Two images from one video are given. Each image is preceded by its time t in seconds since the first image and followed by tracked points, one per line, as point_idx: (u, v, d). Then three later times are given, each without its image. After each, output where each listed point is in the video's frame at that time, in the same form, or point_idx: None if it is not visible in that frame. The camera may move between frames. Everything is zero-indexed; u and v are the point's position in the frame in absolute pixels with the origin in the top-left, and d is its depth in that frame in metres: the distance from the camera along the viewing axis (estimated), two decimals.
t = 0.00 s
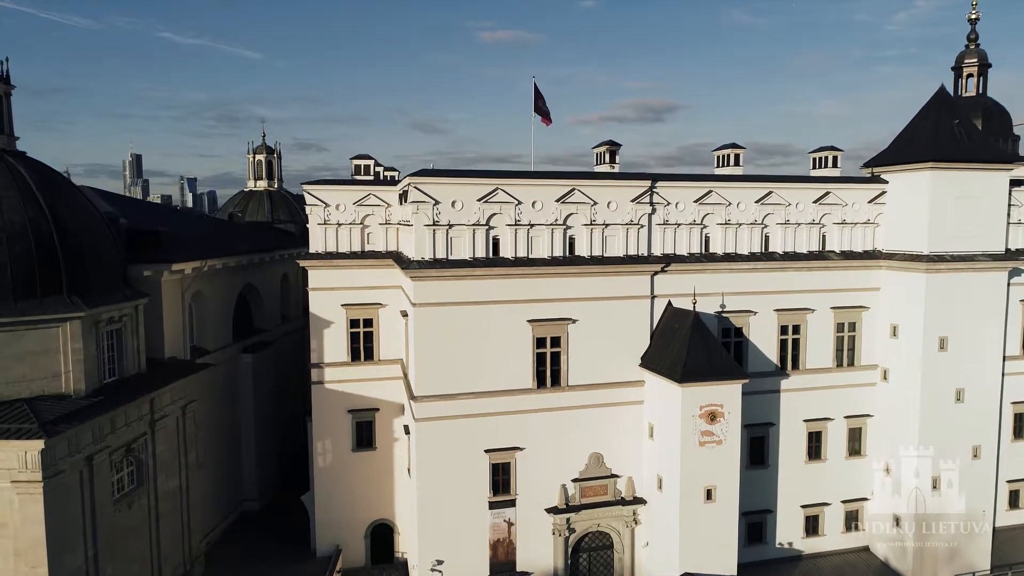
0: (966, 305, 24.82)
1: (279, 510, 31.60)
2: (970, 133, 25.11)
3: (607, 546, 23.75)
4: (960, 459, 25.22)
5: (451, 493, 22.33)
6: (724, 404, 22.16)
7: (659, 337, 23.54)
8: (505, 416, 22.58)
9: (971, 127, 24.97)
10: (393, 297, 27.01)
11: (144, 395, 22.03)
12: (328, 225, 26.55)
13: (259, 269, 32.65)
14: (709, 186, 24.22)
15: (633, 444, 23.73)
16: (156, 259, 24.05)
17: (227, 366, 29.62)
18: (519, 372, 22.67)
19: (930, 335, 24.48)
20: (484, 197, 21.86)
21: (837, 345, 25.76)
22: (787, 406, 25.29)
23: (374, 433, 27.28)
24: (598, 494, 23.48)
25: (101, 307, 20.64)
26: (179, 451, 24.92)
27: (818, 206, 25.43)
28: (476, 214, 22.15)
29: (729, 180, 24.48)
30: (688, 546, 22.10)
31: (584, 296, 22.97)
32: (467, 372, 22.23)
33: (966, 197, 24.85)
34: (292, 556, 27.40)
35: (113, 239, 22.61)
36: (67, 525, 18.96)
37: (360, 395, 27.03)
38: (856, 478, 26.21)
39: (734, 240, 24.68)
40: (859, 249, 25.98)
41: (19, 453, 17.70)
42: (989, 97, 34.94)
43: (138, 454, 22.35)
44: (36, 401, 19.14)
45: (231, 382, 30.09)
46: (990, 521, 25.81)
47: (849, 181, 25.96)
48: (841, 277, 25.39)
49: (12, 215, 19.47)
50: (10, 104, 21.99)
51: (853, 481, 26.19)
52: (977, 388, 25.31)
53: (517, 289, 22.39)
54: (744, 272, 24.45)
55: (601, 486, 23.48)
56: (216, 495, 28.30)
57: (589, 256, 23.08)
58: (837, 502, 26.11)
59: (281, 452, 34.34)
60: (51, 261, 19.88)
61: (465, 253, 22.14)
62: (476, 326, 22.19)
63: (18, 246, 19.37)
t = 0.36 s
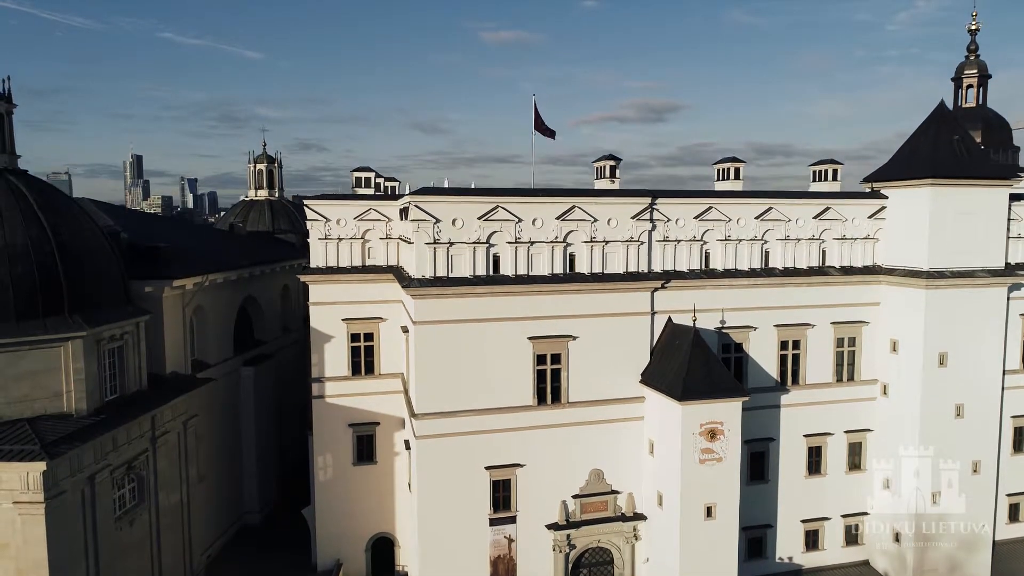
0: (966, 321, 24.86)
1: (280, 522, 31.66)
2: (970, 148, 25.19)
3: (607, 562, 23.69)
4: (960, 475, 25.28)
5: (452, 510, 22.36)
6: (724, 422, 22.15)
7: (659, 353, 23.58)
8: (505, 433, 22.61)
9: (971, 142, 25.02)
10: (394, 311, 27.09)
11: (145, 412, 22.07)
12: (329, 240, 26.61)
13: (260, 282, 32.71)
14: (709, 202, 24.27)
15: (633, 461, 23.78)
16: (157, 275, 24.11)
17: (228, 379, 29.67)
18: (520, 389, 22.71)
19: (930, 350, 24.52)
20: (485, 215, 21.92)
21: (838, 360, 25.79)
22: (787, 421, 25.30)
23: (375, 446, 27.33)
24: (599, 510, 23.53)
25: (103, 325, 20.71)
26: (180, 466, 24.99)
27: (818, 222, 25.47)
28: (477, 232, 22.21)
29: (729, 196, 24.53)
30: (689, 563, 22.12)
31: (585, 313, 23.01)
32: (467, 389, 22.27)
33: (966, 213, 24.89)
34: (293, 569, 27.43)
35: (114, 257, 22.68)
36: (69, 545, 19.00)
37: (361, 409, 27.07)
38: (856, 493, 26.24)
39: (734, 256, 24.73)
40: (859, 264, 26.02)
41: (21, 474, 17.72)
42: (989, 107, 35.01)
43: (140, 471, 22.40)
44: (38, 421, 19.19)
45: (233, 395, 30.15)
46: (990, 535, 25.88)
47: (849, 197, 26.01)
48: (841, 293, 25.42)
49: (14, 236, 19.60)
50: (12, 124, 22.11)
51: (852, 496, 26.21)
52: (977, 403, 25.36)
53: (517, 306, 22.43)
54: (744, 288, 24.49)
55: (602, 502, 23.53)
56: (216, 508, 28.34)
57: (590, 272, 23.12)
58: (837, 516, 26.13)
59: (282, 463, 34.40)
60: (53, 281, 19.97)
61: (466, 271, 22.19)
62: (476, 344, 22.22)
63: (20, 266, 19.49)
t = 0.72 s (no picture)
0: (966, 336, 24.91)
1: (281, 534, 31.70)
2: (969, 164, 25.30)
3: None
4: (959, 489, 25.44)
5: (453, 526, 22.41)
6: (724, 439, 22.16)
7: (659, 369, 23.63)
8: (506, 449, 22.66)
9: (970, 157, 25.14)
10: (395, 325, 27.15)
11: (147, 429, 22.11)
12: (330, 255, 26.68)
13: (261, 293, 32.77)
14: (708, 218, 24.34)
15: (634, 477, 23.83)
16: (159, 291, 24.18)
17: (229, 392, 29.71)
18: (520, 406, 22.76)
19: (930, 365, 24.58)
20: (486, 233, 21.99)
21: (838, 374, 25.82)
22: (788, 436, 25.30)
23: (376, 460, 27.35)
24: (599, 525, 23.57)
25: (105, 344, 20.78)
26: (181, 480, 25.04)
27: (818, 237, 25.53)
28: (478, 249, 22.29)
29: (729, 212, 24.60)
30: None
31: (585, 329, 23.06)
32: (468, 406, 22.33)
33: (966, 229, 24.96)
34: None
35: (116, 274, 22.76)
36: (71, 564, 19.03)
37: (361, 422, 27.07)
38: (856, 507, 26.23)
39: (734, 272, 24.78)
40: (859, 279, 26.07)
41: (23, 495, 17.76)
42: (989, 118, 35.05)
43: (141, 487, 22.44)
44: (40, 440, 19.26)
45: (233, 407, 30.19)
46: (989, 549, 26.19)
47: (848, 211, 26.07)
48: (840, 307, 25.46)
49: (16, 256, 19.69)
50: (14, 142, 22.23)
51: (852, 510, 26.18)
52: (976, 417, 25.40)
53: (518, 323, 22.48)
54: (744, 304, 24.54)
55: (602, 518, 23.58)
56: (217, 521, 28.37)
57: (590, 289, 23.18)
58: (837, 529, 26.09)
59: (282, 474, 34.45)
60: (55, 300, 20.03)
61: (466, 288, 22.25)
62: (476, 360, 22.27)
63: (22, 286, 19.56)
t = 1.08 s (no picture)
0: (965, 352, 24.96)
1: (282, 546, 31.72)
2: (970, 181, 25.24)
3: None
4: (959, 505, 25.48)
5: (453, 542, 22.45)
6: (724, 456, 22.18)
7: (659, 385, 23.67)
8: (506, 465, 22.69)
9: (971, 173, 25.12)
10: (396, 339, 27.21)
11: (149, 446, 22.15)
12: (331, 269, 26.75)
13: (262, 305, 32.83)
14: (709, 234, 24.39)
15: (634, 493, 23.86)
16: (161, 307, 24.23)
17: (230, 405, 29.75)
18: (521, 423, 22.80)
19: (930, 381, 24.62)
20: (486, 251, 22.06)
21: (838, 389, 25.86)
22: (788, 451, 25.31)
23: (377, 474, 27.38)
24: (599, 541, 23.61)
25: (107, 362, 20.85)
26: (182, 495, 25.09)
27: (818, 252, 25.58)
28: (479, 266, 22.35)
29: (729, 228, 24.64)
30: None
31: (586, 346, 23.10)
32: (469, 423, 22.37)
33: (966, 245, 25.00)
34: None
35: (117, 291, 22.80)
36: None
37: (362, 436, 27.11)
38: (856, 521, 26.22)
39: (734, 287, 24.82)
40: (859, 293, 26.11)
41: (25, 516, 17.82)
42: (989, 129, 35.05)
43: (143, 504, 22.45)
44: (42, 460, 19.34)
45: (234, 419, 30.24)
46: (989, 563, 26.24)
47: (848, 226, 26.11)
48: (840, 322, 25.49)
49: (18, 275, 19.71)
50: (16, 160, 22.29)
51: (851, 524, 26.17)
52: (976, 432, 25.43)
53: (518, 340, 22.52)
54: (744, 319, 24.58)
55: (602, 534, 23.61)
56: (218, 534, 28.39)
57: (591, 305, 23.23)
58: (837, 543, 26.09)
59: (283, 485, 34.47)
60: (56, 319, 20.07)
61: (467, 306, 22.31)
62: (477, 378, 22.32)
63: (24, 306, 19.59)
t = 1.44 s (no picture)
0: (965, 367, 25.01)
1: (283, 558, 31.72)
2: (970, 198, 25.41)
3: None
4: (961, 520, 25.57)
5: (454, 559, 22.47)
6: (724, 474, 22.21)
7: (659, 402, 23.72)
8: (507, 482, 22.73)
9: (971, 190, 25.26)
10: (397, 353, 27.27)
11: (150, 463, 22.17)
12: (332, 284, 26.81)
13: (263, 317, 32.89)
14: (709, 250, 24.44)
15: (634, 509, 23.89)
16: (162, 322, 24.25)
17: (231, 418, 29.80)
18: (521, 440, 22.84)
19: (930, 396, 24.69)
20: (487, 268, 22.08)
21: (838, 404, 25.89)
22: (788, 466, 25.32)
23: (378, 487, 27.42)
24: (599, 557, 23.62)
25: (108, 381, 20.93)
26: (183, 510, 25.11)
27: (818, 267, 25.63)
28: (480, 284, 22.38)
29: (730, 244, 24.67)
30: None
31: (587, 363, 23.14)
32: (469, 440, 22.41)
33: (966, 261, 25.05)
34: None
35: (118, 308, 22.82)
36: None
37: (363, 450, 27.12)
38: (856, 536, 26.20)
39: (735, 303, 24.84)
40: (860, 308, 26.20)
41: (27, 536, 17.84)
42: (989, 140, 35.00)
43: (144, 521, 22.44)
44: (43, 480, 19.37)
45: (235, 432, 30.29)
46: None
47: (848, 242, 26.14)
48: (840, 338, 25.53)
49: (19, 295, 19.73)
50: (17, 178, 22.35)
51: (851, 539, 26.15)
52: (975, 447, 25.45)
53: (519, 357, 22.56)
54: (745, 335, 24.61)
55: (603, 550, 23.63)
56: (219, 548, 28.39)
57: (591, 322, 23.27)
58: (837, 558, 26.06)
59: (284, 496, 34.50)
60: (58, 338, 20.09)
61: (468, 323, 22.36)
62: (477, 395, 22.37)
63: (26, 325, 19.61)
